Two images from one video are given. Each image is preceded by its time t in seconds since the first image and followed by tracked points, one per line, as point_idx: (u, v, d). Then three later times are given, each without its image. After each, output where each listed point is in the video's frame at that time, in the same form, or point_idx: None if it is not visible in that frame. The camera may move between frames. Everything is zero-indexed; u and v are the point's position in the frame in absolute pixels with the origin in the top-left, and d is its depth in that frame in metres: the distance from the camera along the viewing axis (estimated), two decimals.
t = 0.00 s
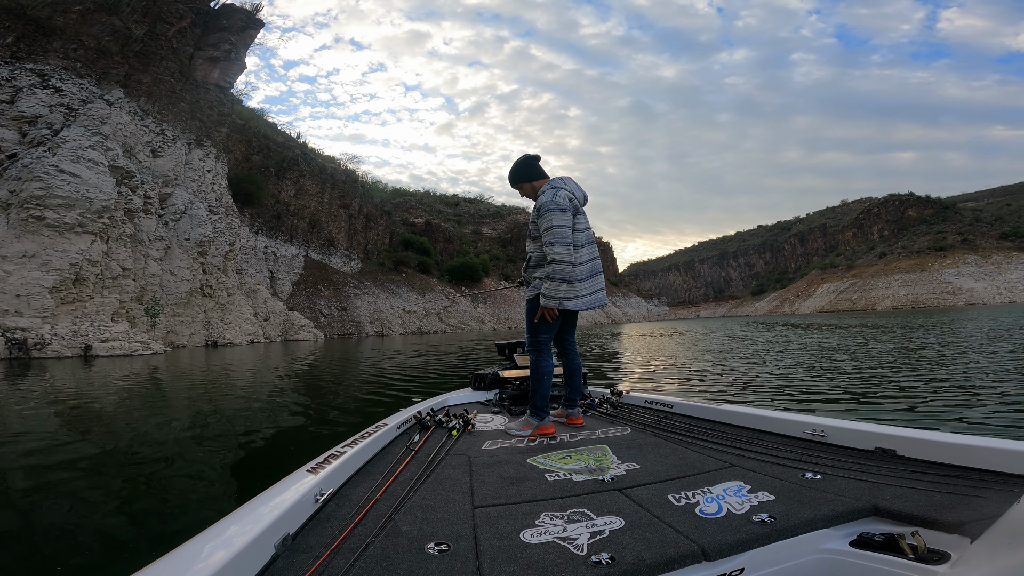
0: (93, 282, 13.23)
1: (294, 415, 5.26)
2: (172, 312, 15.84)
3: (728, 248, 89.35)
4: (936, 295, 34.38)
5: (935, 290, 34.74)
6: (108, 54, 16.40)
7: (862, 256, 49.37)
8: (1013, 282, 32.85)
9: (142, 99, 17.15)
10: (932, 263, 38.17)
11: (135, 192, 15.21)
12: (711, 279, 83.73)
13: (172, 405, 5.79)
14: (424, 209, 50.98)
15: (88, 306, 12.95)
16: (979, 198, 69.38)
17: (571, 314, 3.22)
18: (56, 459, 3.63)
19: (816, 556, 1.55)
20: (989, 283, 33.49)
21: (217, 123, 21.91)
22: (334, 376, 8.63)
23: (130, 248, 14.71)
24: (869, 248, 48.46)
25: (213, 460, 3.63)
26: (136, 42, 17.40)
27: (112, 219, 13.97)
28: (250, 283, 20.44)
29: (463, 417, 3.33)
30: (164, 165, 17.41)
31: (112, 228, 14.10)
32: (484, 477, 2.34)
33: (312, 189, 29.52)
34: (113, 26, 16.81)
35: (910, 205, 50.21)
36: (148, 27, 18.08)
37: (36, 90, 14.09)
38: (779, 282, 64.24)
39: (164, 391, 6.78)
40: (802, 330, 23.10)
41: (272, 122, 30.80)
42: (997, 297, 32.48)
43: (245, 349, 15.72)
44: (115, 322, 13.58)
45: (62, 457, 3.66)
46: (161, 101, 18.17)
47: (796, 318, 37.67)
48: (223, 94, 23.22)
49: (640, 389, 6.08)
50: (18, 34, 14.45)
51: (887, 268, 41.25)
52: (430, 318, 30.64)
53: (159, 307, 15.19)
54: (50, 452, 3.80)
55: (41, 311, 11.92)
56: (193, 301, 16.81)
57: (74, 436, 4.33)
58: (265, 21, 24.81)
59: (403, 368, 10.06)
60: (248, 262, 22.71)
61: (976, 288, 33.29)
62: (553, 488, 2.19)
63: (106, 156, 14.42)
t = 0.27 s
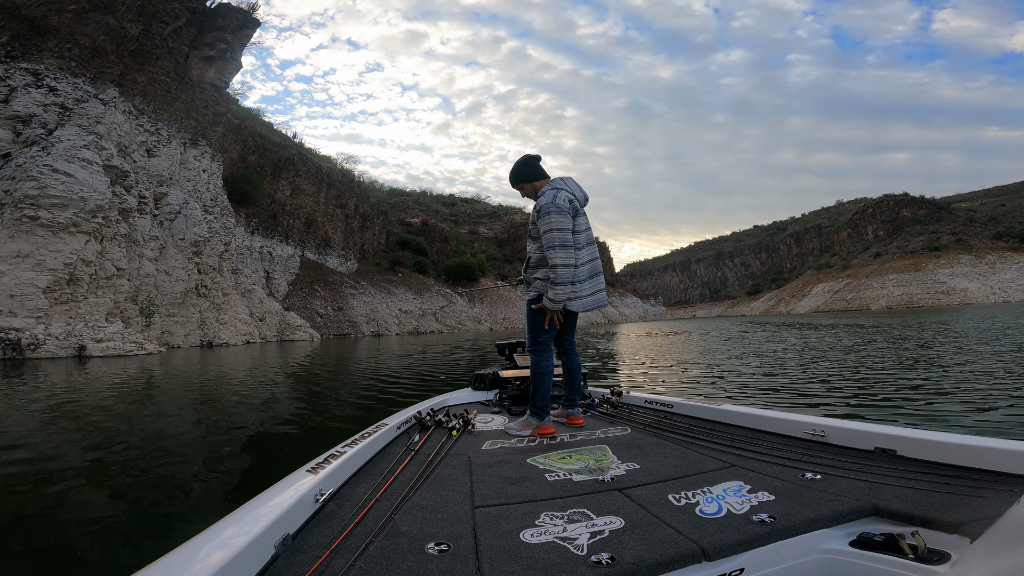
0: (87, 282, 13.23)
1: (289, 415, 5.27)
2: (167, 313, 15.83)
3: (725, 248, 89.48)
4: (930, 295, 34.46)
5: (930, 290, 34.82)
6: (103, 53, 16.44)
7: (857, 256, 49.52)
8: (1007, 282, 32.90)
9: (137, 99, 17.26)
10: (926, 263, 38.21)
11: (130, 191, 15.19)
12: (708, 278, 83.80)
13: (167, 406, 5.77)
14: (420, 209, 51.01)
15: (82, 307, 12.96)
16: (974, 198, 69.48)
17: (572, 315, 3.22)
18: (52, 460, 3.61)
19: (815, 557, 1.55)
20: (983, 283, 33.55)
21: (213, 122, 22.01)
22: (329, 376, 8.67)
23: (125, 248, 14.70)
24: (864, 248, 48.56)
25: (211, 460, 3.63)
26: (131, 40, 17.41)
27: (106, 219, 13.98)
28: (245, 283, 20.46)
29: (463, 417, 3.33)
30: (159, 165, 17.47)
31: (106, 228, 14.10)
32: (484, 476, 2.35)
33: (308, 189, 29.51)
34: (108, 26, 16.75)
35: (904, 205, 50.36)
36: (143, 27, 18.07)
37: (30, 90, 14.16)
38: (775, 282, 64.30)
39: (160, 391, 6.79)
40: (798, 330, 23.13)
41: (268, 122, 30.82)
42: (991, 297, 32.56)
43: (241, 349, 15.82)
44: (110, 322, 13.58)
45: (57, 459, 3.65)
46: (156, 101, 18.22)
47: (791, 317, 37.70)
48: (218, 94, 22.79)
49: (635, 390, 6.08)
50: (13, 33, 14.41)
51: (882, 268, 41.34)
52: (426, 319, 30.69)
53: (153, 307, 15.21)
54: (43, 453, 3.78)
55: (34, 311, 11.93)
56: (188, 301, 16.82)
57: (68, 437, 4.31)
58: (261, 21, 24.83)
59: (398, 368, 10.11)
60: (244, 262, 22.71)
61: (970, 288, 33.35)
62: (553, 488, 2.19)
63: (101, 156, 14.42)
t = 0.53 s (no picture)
0: (81, 282, 13.22)
1: (285, 415, 5.28)
2: (162, 313, 15.81)
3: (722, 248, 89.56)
4: (924, 294, 34.49)
5: (924, 290, 34.84)
6: (97, 53, 16.41)
7: (852, 256, 49.62)
8: (1001, 281, 32.94)
9: (131, 99, 17.24)
10: (920, 263, 38.23)
11: (124, 191, 15.24)
12: (705, 278, 83.85)
13: (162, 407, 5.74)
14: (417, 209, 50.98)
15: (76, 307, 12.96)
16: (969, 198, 69.63)
17: (574, 314, 3.22)
18: (47, 462, 3.60)
19: (816, 556, 1.55)
20: (977, 283, 33.59)
21: (209, 122, 21.94)
22: (325, 376, 8.70)
23: (119, 248, 14.69)
24: (859, 248, 48.65)
25: (207, 461, 3.62)
26: (126, 40, 17.36)
27: (101, 219, 14.00)
28: (241, 283, 20.45)
29: (463, 417, 3.33)
30: (153, 165, 17.37)
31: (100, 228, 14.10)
32: (484, 477, 2.34)
33: (304, 189, 29.48)
34: (103, 25, 16.66)
35: (899, 205, 50.44)
36: (138, 26, 17.94)
37: (24, 89, 14.10)
38: (771, 282, 64.36)
39: (155, 392, 6.78)
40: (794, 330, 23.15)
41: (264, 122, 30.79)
42: (985, 297, 32.59)
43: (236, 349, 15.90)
44: (104, 322, 13.57)
45: (52, 460, 3.63)
46: (151, 100, 18.23)
47: (786, 317, 37.73)
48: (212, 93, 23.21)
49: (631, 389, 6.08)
50: (8, 32, 14.37)
51: (877, 267, 41.36)
52: (423, 319, 30.67)
53: (148, 307, 15.18)
54: (37, 455, 3.75)
55: (28, 311, 11.91)
56: (184, 301, 16.79)
57: (62, 438, 4.29)
58: (257, 20, 24.79)
59: (393, 368, 10.14)
60: (239, 262, 22.68)
61: (964, 288, 33.40)
62: (553, 488, 2.19)
63: (96, 155, 14.43)
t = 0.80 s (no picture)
0: (75, 282, 13.24)
1: (281, 415, 5.30)
2: (157, 313, 15.80)
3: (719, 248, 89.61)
4: (919, 294, 34.52)
5: (919, 290, 34.87)
6: (93, 52, 16.39)
7: (847, 255, 49.69)
8: (996, 281, 32.94)
9: (126, 98, 17.21)
10: (916, 263, 38.22)
11: (119, 191, 15.21)
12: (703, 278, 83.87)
13: (156, 408, 5.72)
14: (414, 209, 50.94)
15: (71, 307, 12.96)
16: (965, 198, 69.70)
17: (576, 311, 3.18)
18: (42, 463, 3.58)
19: (815, 556, 1.55)
20: (971, 283, 33.62)
21: (203, 121, 21.45)
22: (321, 376, 8.72)
23: (113, 248, 14.70)
24: (855, 248, 48.68)
25: (204, 462, 3.61)
26: (122, 39, 17.30)
27: (95, 219, 14.01)
28: (236, 283, 20.45)
29: (463, 417, 3.33)
30: (148, 164, 17.34)
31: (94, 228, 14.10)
32: (484, 477, 2.34)
33: (300, 188, 29.44)
34: (98, 24, 16.63)
35: (895, 205, 50.48)
36: (133, 25, 17.89)
37: (19, 88, 14.12)
38: (767, 281, 64.38)
39: (150, 393, 6.79)
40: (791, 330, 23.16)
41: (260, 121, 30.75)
42: (979, 296, 32.62)
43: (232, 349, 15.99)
44: (99, 322, 13.57)
45: (45, 462, 3.61)
46: (147, 99, 18.17)
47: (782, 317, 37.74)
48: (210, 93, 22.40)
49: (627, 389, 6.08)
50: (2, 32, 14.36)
51: (872, 267, 41.38)
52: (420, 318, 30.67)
53: (143, 307, 15.13)
54: (30, 458, 3.73)
55: (22, 312, 11.93)
56: (179, 301, 16.75)
57: (54, 439, 4.28)
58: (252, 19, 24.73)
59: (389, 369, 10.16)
60: (235, 262, 22.65)
61: (959, 287, 33.41)
62: (553, 488, 2.19)
63: (90, 155, 14.44)
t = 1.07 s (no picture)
0: (69, 281, 13.23)
1: (278, 415, 5.32)
2: (151, 313, 15.79)
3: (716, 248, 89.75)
4: (913, 294, 34.61)
5: (914, 290, 34.96)
6: (88, 51, 16.40)
7: (842, 256, 49.84)
8: (989, 281, 33.04)
9: (121, 97, 17.23)
10: (910, 263, 38.33)
11: (114, 190, 15.23)
12: (699, 278, 83.97)
13: (152, 408, 5.69)
14: (410, 209, 50.96)
15: (65, 307, 12.95)
16: (959, 198, 69.99)
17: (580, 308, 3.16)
18: (38, 464, 3.56)
19: (816, 557, 1.55)
20: (965, 283, 33.72)
21: (199, 120, 21.72)
22: (317, 376, 8.74)
23: (108, 247, 14.69)
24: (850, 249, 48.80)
25: (201, 463, 3.60)
26: (118, 38, 17.38)
27: (90, 218, 14.02)
28: (232, 283, 20.44)
29: (463, 417, 3.32)
30: (144, 164, 17.35)
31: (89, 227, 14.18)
32: (484, 477, 2.34)
33: (296, 188, 29.42)
34: (94, 23, 16.69)
35: (889, 205, 50.61)
36: (129, 24, 18.03)
37: (13, 87, 13.95)
38: (763, 281, 64.49)
39: (145, 393, 6.77)
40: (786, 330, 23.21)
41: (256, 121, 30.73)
42: (973, 296, 32.73)
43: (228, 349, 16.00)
44: (93, 322, 13.57)
45: (42, 463, 3.59)
46: (142, 98, 18.18)
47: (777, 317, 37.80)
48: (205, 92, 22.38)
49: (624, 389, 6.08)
50: None
51: (867, 268, 41.48)
52: (416, 318, 30.68)
53: (137, 307, 15.16)
54: (25, 458, 3.71)
55: (16, 311, 11.89)
56: (174, 301, 16.78)
57: (49, 440, 4.25)
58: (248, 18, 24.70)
59: (385, 369, 10.16)
60: (231, 261, 22.64)
61: (953, 287, 33.50)
62: (554, 488, 2.19)
63: (85, 154, 14.42)
